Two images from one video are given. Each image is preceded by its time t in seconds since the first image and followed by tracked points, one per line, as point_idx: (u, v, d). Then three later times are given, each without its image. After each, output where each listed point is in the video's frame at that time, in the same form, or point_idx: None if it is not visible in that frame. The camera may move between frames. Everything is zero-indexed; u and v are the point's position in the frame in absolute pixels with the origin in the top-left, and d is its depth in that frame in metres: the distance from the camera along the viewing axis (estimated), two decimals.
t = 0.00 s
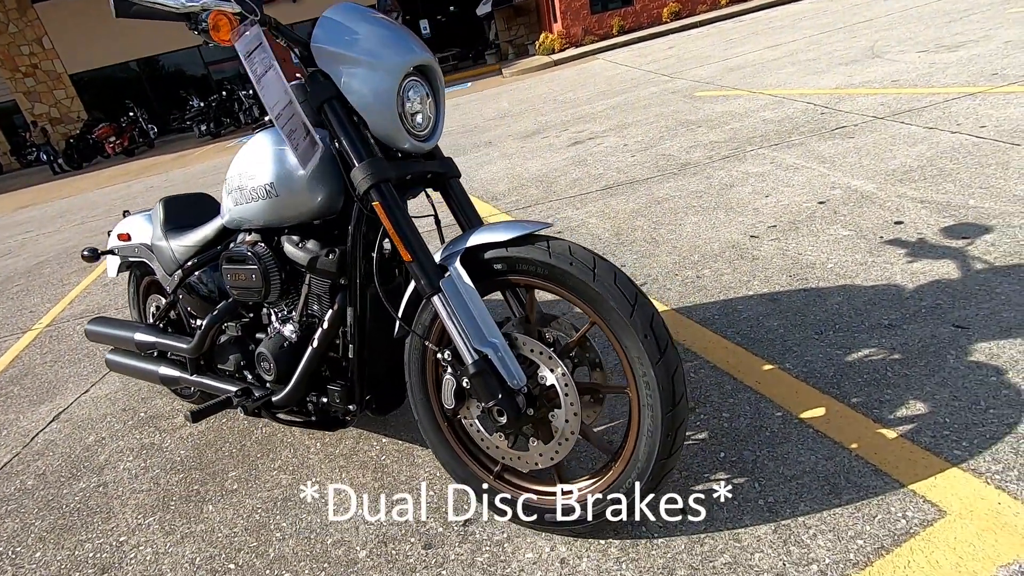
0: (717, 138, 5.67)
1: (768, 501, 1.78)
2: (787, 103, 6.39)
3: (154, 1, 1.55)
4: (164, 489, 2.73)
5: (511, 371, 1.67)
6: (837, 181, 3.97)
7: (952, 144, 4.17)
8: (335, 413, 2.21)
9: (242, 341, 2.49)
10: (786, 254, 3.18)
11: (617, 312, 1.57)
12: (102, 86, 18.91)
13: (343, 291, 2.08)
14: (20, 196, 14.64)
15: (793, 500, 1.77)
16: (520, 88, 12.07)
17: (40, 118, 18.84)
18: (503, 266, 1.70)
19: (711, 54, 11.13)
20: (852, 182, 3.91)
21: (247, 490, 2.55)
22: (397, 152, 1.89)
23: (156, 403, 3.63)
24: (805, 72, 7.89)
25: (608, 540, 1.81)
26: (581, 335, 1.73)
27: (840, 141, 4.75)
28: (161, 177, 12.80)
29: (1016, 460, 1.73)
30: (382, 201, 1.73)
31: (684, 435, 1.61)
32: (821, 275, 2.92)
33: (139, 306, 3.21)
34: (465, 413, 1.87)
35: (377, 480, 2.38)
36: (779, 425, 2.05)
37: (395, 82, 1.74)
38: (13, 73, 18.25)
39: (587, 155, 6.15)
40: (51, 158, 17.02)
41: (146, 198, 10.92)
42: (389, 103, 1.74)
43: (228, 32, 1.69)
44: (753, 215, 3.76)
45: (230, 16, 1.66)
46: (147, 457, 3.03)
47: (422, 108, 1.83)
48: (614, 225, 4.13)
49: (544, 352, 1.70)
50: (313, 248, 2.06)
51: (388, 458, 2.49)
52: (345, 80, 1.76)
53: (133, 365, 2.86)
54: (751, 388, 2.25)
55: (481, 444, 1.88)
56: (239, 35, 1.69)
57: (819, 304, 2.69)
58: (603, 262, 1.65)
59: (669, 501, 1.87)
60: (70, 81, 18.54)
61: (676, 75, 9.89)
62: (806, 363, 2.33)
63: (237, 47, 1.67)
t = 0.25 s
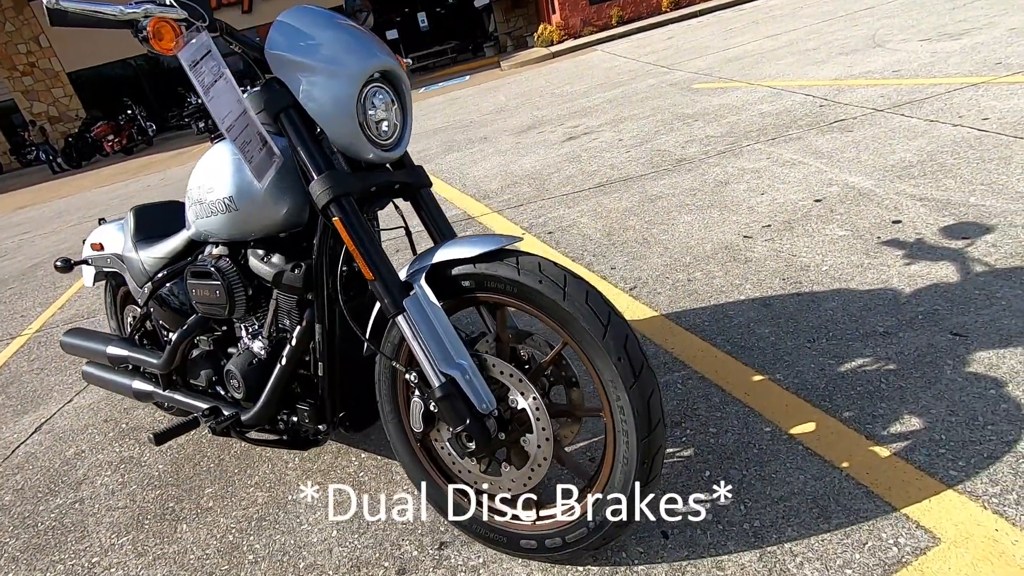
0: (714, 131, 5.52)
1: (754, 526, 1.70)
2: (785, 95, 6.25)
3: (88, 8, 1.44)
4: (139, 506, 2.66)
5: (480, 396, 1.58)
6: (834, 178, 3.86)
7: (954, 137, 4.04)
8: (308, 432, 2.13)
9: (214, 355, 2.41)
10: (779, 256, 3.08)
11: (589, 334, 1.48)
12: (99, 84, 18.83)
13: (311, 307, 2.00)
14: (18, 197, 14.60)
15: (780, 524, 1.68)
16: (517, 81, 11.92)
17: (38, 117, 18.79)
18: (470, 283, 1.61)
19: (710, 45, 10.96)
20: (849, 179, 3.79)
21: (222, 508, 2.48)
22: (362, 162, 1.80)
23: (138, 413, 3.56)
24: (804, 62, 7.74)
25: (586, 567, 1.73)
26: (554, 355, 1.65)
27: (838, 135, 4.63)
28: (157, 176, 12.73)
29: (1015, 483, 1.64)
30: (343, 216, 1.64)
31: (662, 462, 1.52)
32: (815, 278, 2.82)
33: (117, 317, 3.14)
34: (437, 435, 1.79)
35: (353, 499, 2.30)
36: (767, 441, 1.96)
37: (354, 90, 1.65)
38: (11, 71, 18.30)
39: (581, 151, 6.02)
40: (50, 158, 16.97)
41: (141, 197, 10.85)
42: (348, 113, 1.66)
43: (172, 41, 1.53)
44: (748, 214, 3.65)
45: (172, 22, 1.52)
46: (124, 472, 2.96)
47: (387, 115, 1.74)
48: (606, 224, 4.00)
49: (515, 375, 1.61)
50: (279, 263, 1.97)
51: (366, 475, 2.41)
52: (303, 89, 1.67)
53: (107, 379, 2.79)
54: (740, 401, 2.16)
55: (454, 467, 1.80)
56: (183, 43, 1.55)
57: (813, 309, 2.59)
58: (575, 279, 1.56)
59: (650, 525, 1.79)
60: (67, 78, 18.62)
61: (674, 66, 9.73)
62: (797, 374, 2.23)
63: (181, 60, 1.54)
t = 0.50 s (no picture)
0: (719, 130, 5.38)
1: (744, 553, 1.65)
2: (792, 91, 6.13)
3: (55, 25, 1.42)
4: (130, 515, 2.65)
5: (460, 420, 1.55)
6: (840, 180, 3.77)
7: (964, 139, 3.94)
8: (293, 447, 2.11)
9: (201, 366, 2.39)
10: (781, 263, 3.01)
11: (572, 359, 1.43)
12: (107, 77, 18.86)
13: (294, 321, 1.97)
14: (27, 190, 14.66)
15: (770, 552, 1.63)
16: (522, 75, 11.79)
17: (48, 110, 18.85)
18: (452, 304, 1.58)
19: (718, 38, 10.79)
20: (855, 182, 3.70)
21: (211, 519, 2.46)
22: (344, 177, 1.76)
23: (134, 417, 3.55)
24: (813, 57, 7.59)
25: None
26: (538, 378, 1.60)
27: (845, 135, 4.53)
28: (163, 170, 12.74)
29: (1015, 514, 1.58)
30: (320, 235, 1.61)
31: (647, 491, 1.48)
32: (816, 287, 2.75)
33: (109, 322, 3.11)
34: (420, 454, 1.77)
35: (340, 513, 2.27)
36: (761, 463, 1.91)
37: (332, 104, 1.61)
38: (21, 64, 18.45)
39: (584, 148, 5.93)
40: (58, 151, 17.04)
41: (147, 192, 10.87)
42: (326, 127, 1.62)
43: (142, 56, 1.48)
44: (750, 218, 3.56)
45: (140, 35, 1.48)
46: (117, 478, 2.95)
47: (368, 128, 1.69)
48: (605, 227, 3.91)
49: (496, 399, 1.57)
50: (261, 277, 1.94)
51: (354, 487, 2.38)
52: (280, 104, 1.64)
53: (98, 386, 2.78)
54: (734, 418, 2.10)
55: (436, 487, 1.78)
56: (152, 58, 1.50)
57: (813, 322, 2.52)
58: (558, 301, 1.51)
59: (637, 549, 1.74)
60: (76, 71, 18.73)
61: (681, 60, 9.58)
62: (794, 391, 2.17)
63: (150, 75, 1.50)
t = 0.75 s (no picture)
0: (739, 140, 5.28)
1: None
2: (817, 100, 6.01)
3: (66, 59, 1.49)
4: (140, 514, 2.73)
5: (449, 452, 1.56)
6: (858, 200, 3.70)
7: (990, 160, 3.84)
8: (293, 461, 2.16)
9: (210, 376, 2.45)
10: (791, 287, 2.97)
11: (559, 400, 1.44)
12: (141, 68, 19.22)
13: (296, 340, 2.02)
14: (62, 177, 15.03)
15: None
16: (547, 73, 11.73)
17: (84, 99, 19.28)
18: (445, 336, 1.60)
19: (746, 40, 10.62)
20: (874, 202, 3.63)
21: (216, 523, 2.53)
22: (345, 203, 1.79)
23: (149, 415, 3.64)
24: (842, 64, 7.44)
25: None
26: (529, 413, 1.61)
27: (867, 150, 4.44)
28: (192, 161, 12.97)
29: (1012, 569, 1.56)
30: (319, 264, 1.64)
31: (632, 533, 1.48)
32: (826, 314, 2.71)
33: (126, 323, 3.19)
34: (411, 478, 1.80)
35: (338, 525, 2.32)
36: (757, 499, 1.90)
37: (334, 134, 1.65)
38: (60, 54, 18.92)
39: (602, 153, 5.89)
40: (93, 139, 17.43)
41: (174, 182, 11.06)
42: (328, 157, 1.65)
43: (149, 90, 1.54)
44: (763, 236, 3.52)
45: (148, 70, 1.53)
46: (130, 477, 3.04)
47: (370, 156, 1.72)
48: (617, 240, 3.88)
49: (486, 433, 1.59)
50: (264, 297, 2.00)
51: (354, 500, 2.43)
52: (284, 133, 1.67)
53: (113, 387, 2.86)
54: (733, 450, 2.09)
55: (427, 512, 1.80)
56: (160, 91, 1.55)
57: (820, 352, 2.48)
58: (550, 340, 1.52)
59: None
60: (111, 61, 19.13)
61: (706, 62, 9.45)
62: (796, 425, 2.15)
63: (157, 109, 1.55)
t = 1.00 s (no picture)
0: (770, 155, 5.18)
1: None
2: (855, 115, 5.85)
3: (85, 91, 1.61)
4: (156, 508, 2.85)
5: (433, 479, 1.57)
6: (887, 226, 3.60)
7: None
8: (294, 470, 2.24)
9: (223, 382, 2.55)
10: (807, 316, 2.92)
11: (540, 438, 1.48)
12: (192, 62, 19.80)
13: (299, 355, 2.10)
14: (114, 166, 15.61)
15: None
16: (584, 77, 11.67)
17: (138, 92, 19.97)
18: (434, 364, 1.66)
19: (790, 47, 10.37)
20: (903, 229, 3.52)
21: (224, 523, 2.63)
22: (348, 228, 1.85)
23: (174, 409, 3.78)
24: (886, 76, 7.21)
25: None
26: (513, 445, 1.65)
27: (902, 172, 4.30)
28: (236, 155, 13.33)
29: None
30: (316, 289, 1.71)
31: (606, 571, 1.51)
32: (841, 347, 2.66)
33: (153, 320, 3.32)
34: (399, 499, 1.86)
35: (336, 534, 2.40)
36: (747, 540, 1.88)
37: (336, 163, 1.69)
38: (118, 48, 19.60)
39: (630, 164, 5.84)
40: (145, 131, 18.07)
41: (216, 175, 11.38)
42: (330, 185, 1.70)
43: (161, 120, 1.62)
44: (784, 260, 3.45)
45: (159, 102, 1.62)
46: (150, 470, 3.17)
47: (373, 183, 1.76)
48: (635, 257, 3.86)
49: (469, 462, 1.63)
50: (270, 313, 2.09)
51: (353, 510, 2.50)
52: (289, 162, 1.73)
53: (137, 385, 3.00)
54: (729, 487, 2.08)
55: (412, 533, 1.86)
56: (170, 122, 1.65)
57: (829, 388, 2.43)
58: (534, 376, 1.56)
59: None
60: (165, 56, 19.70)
61: (746, 70, 9.27)
62: (796, 464, 2.12)
63: (167, 138, 1.65)
